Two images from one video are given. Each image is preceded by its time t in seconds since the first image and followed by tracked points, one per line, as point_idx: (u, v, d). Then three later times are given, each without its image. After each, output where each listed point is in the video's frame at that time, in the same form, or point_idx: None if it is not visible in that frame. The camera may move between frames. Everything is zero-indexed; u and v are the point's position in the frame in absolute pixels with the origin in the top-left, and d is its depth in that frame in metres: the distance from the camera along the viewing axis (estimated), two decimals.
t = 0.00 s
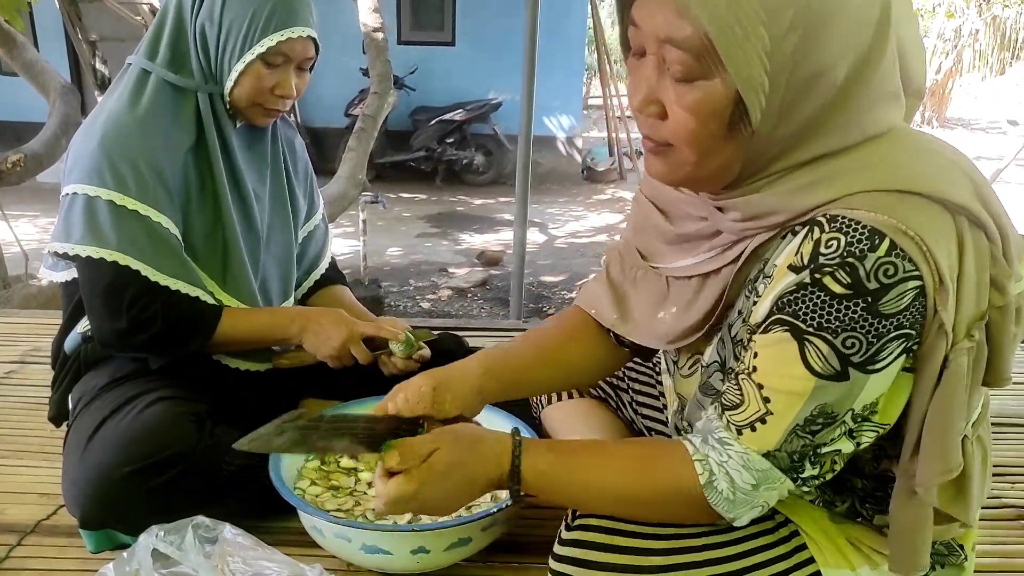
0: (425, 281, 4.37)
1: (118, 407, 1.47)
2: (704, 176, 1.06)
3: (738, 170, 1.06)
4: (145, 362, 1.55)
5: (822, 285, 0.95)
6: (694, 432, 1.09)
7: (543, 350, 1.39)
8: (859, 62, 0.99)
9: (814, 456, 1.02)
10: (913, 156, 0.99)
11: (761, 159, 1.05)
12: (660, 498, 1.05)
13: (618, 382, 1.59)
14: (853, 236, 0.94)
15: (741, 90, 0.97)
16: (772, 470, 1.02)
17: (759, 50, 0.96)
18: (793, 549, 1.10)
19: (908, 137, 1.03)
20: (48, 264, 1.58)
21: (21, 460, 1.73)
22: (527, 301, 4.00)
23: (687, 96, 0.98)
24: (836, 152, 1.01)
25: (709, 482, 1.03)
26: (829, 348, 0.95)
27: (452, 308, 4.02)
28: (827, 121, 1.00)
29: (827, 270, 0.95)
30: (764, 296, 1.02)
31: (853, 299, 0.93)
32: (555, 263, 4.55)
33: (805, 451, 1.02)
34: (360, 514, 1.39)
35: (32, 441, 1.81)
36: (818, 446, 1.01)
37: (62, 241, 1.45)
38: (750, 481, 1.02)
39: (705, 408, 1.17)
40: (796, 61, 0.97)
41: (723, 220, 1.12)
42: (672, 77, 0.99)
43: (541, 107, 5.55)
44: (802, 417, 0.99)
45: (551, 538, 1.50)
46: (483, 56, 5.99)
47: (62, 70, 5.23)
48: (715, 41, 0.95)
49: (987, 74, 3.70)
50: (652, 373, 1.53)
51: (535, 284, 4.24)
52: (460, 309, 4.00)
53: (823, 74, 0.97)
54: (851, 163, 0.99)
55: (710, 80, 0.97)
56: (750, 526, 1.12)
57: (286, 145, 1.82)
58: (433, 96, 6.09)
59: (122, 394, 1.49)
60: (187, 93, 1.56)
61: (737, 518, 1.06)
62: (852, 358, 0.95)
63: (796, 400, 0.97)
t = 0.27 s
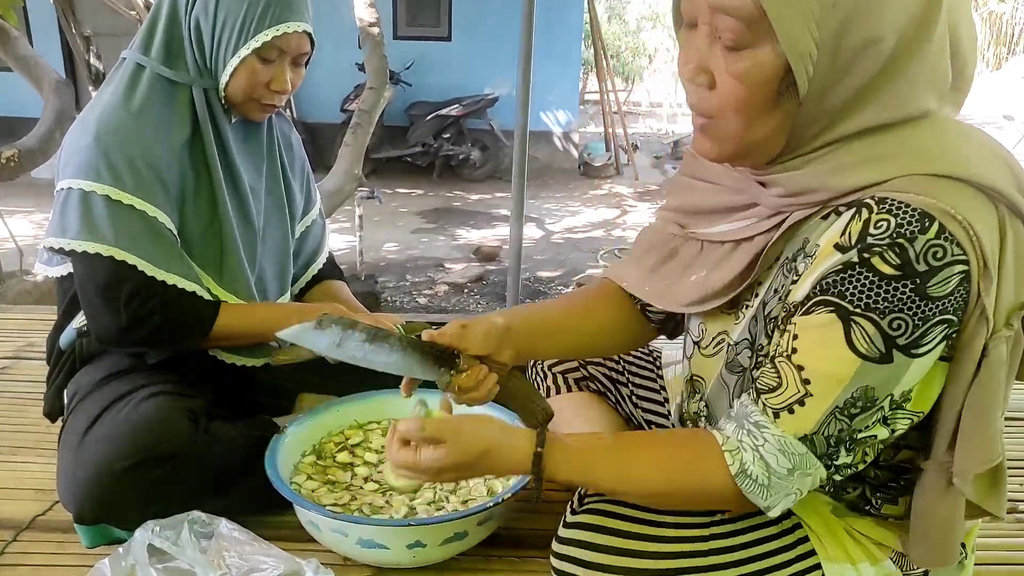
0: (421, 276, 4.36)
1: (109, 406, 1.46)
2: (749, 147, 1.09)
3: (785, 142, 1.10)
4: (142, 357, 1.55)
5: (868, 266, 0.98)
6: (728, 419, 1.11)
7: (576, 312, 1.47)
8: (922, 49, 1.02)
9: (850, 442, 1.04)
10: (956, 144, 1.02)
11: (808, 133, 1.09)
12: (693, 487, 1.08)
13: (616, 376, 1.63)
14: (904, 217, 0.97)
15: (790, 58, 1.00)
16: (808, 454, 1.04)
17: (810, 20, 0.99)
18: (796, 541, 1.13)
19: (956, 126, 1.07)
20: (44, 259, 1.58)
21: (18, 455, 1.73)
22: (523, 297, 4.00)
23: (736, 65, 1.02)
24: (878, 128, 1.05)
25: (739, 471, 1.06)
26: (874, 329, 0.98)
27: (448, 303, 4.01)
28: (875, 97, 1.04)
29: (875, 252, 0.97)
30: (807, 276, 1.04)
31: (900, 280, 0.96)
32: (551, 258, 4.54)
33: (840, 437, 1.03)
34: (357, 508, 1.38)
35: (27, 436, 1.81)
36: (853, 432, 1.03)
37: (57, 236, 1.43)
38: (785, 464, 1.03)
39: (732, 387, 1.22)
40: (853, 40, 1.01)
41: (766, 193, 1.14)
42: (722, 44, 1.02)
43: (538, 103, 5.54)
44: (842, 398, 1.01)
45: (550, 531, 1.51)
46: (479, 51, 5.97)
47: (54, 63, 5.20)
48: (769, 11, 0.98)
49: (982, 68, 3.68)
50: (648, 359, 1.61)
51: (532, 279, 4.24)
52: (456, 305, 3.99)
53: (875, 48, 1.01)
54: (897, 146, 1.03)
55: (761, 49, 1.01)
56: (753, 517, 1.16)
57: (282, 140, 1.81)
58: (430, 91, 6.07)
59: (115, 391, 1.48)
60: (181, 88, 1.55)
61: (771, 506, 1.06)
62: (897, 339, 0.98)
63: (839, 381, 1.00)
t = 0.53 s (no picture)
0: (419, 270, 4.36)
1: (100, 402, 1.46)
2: (781, 124, 1.10)
3: (817, 117, 1.10)
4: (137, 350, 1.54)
5: (896, 232, 0.96)
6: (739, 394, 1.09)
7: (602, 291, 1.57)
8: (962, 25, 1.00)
9: (864, 409, 1.02)
10: (985, 119, 1.01)
11: (839, 105, 1.08)
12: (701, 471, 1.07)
13: (618, 367, 1.63)
14: (930, 186, 0.95)
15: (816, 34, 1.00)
16: (823, 420, 1.01)
17: None
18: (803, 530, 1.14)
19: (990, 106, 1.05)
20: (39, 252, 1.57)
21: (14, 448, 1.73)
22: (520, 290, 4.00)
23: (763, 45, 1.02)
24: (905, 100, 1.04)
25: (751, 438, 1.04)
26: (897, 296, 0.96)
27: (445, 297, 4.01)
28: (907, 70, 1.03)
29: (904, 218, 0.96)
30: (834, 240, 1.03)
31: (927, 246, 0.95)
32: (548, 251, 4.54)
33: (856, 404, 1.01)
34: (353, 501, 1.38)
35: (24, 429, 1.80)
36: (871, 401, 1.01)
37: (51, 229, 1.43)
38: (800, 430, 1.01)
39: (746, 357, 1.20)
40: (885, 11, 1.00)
41: (795, 168, 1.15)
42: (748, 28, 1.04)
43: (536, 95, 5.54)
44: (859, 365, 0.99)
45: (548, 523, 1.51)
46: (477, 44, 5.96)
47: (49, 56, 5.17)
48: None
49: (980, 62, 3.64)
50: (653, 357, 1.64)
51: (529, 272, 4.23)
52: (453, 298, 3.99)
53: (903, 21, 1.00)
54: (929, 119, 1.02)
55: (788, 28, 1.01)
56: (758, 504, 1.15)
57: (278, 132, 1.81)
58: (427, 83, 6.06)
59: (107, 387, 1.48)
60: (176, 81, 1.55)
61: (785, 477, 1.05)
62: (919, 306, 0.96)
63: (858, 345, 0.98)
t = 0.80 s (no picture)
0: (417, 265, 4.36)
1: (98, 399, 1.46)
2: (768, 117, 1.09)
3: (803, 106, 1.09)
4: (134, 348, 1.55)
5: (862, 197, 0.93)
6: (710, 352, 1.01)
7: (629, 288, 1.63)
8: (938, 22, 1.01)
9: (832, 371, 0.96)
10: (960, 104, 1.00)
11: (824, 95, 1.08)
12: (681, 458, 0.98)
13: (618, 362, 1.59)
14: (895, 163, 0.94)
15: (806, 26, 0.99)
16: (795, 380, 0.95)
17: None
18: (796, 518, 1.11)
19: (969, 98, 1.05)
20: (37, 249, 1.58)
21: (13, 445, 1.74)
22: (519, 286, 3.99)
23: (754, 40, 1.01)
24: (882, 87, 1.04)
25: (725, 398, 0.95)
26: (867, 255, 0.92)
27: (443, 292, 4.01)
28: (886, 56, 1.03)
29: (869, 185, 0.93)
30: (801, 221, 1.00)
31: (893, 211, 0.92)
32: (547, 247, 4.53)
33: (826, 364, 0.95)
34: (349, 496, 1.38)
35: (22, 426, 1.81)
36: (837, 363, 0.96)
37: (47, 227, 1.44)
38: (774, 389, 0.94)
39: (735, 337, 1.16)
40: None
41: (779, 159, 1.14)
42: (737, 23, 1.02)
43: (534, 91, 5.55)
44: (831, 323, 0.93)
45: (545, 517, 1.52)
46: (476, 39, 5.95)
47: (48, 52, 5.17)
48: None
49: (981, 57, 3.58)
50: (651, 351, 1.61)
51: (528, 268, 4.23)
52: (451, 293, 3.99)
53: (886, 9, 1.00)
54: (907, 106, 1.00)
55: (777, 20, 1.00)
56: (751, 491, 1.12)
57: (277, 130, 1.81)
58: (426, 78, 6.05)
59: (105, 383, 1.48)
60: (173, 79, 1.55)
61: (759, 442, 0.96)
62: (889, 271, 0.92)
63: (827, 304, 0.93)
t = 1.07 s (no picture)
0: (417, 263, 4.36)
1: (96, 397, 1.46)
2: (718, 131, 1.04)
3: (754, 118, 1.02)
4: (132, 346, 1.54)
5: (814, 202, 0.87)
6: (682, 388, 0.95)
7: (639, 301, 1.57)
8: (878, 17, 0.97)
9: (812, 373, 0.90)
10: (912, 104, 0.95)
11: (772, 107, 1.01)
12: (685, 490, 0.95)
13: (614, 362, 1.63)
14: (844, 166, 0.87)
15: (744, 40, 0.93)
16: (766, 384, 0.89)
17: None
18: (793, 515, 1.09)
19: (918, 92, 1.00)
20: (35, 247, 1.58)
21: (11, 442, 1.74)
22: (518, 284, 4.00)
23: (693, 55, 0.96)
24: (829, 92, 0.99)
25: (694, 414, 0.90)
26: (826, 252, 0.85)
27: (443, 290, 4.02)
28: (827, 60, 0.97)
29: (818, 189, 0.87)
30: (761, 235, 0.94)
31: (844, 210, 0.85)
32: (547, 245, 4.54)
33: (803, 366, 0.89)
34: (348, 495, 1.38)
35: (19, 423, 1.81)
36: (816, 365, 0.89)
37: (45, 224, 1.44)
38: (744, 395, 0.89)
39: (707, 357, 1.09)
40: (813, 3, 0.93)
41: (734, 172, 1.08)
42: (676, 40, 0.97)
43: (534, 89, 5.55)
44: (802, 326, 0.87)
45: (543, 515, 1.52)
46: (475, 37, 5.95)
47: (48, 50, 5.17)
48: None
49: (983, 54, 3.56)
50: (647, 352, 1.62)
51: (528, 266, 4.24)
52: (451, 291, 4.00)
53: (823, 13, 0.94)
54: (866, 106, 0.95)
55: (715, 35, 0.95)
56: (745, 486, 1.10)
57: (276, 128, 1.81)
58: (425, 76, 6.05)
59: (103, 381, 1.48)
60: (171, 77, 1.55)
61: (742, 455, 0.90)
62: (851, 266, 0.85)
63: (791, 311, 0.86)
